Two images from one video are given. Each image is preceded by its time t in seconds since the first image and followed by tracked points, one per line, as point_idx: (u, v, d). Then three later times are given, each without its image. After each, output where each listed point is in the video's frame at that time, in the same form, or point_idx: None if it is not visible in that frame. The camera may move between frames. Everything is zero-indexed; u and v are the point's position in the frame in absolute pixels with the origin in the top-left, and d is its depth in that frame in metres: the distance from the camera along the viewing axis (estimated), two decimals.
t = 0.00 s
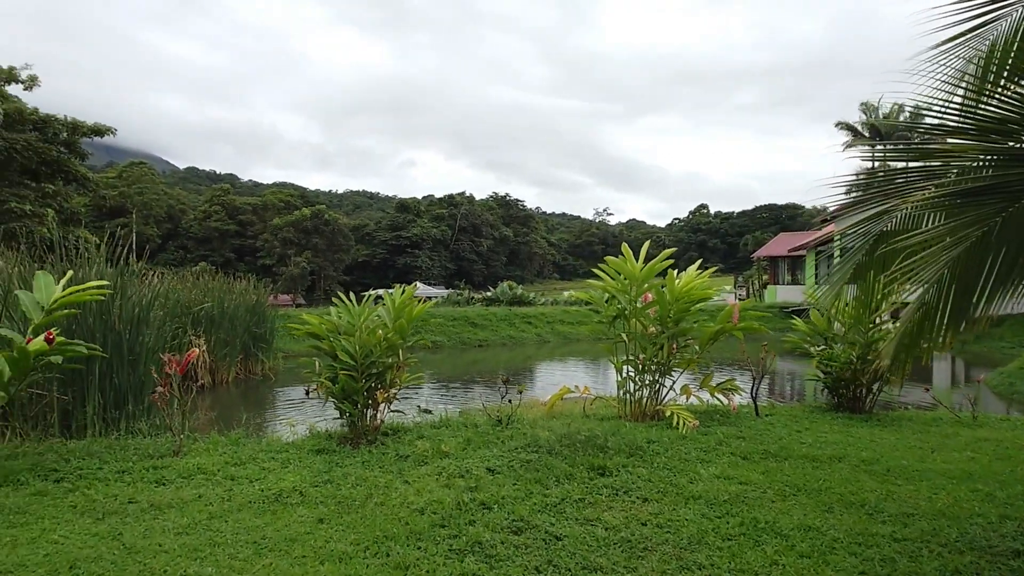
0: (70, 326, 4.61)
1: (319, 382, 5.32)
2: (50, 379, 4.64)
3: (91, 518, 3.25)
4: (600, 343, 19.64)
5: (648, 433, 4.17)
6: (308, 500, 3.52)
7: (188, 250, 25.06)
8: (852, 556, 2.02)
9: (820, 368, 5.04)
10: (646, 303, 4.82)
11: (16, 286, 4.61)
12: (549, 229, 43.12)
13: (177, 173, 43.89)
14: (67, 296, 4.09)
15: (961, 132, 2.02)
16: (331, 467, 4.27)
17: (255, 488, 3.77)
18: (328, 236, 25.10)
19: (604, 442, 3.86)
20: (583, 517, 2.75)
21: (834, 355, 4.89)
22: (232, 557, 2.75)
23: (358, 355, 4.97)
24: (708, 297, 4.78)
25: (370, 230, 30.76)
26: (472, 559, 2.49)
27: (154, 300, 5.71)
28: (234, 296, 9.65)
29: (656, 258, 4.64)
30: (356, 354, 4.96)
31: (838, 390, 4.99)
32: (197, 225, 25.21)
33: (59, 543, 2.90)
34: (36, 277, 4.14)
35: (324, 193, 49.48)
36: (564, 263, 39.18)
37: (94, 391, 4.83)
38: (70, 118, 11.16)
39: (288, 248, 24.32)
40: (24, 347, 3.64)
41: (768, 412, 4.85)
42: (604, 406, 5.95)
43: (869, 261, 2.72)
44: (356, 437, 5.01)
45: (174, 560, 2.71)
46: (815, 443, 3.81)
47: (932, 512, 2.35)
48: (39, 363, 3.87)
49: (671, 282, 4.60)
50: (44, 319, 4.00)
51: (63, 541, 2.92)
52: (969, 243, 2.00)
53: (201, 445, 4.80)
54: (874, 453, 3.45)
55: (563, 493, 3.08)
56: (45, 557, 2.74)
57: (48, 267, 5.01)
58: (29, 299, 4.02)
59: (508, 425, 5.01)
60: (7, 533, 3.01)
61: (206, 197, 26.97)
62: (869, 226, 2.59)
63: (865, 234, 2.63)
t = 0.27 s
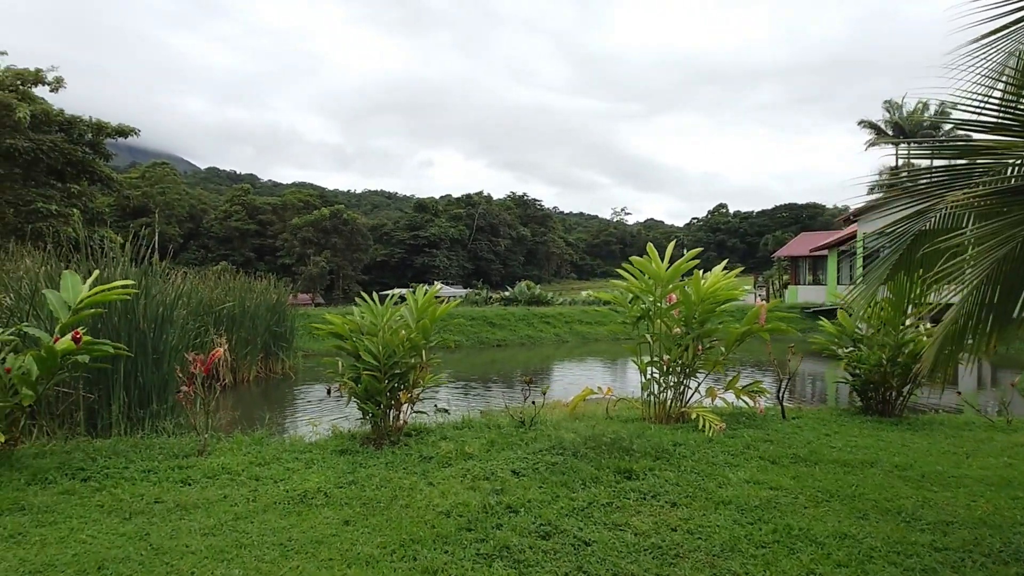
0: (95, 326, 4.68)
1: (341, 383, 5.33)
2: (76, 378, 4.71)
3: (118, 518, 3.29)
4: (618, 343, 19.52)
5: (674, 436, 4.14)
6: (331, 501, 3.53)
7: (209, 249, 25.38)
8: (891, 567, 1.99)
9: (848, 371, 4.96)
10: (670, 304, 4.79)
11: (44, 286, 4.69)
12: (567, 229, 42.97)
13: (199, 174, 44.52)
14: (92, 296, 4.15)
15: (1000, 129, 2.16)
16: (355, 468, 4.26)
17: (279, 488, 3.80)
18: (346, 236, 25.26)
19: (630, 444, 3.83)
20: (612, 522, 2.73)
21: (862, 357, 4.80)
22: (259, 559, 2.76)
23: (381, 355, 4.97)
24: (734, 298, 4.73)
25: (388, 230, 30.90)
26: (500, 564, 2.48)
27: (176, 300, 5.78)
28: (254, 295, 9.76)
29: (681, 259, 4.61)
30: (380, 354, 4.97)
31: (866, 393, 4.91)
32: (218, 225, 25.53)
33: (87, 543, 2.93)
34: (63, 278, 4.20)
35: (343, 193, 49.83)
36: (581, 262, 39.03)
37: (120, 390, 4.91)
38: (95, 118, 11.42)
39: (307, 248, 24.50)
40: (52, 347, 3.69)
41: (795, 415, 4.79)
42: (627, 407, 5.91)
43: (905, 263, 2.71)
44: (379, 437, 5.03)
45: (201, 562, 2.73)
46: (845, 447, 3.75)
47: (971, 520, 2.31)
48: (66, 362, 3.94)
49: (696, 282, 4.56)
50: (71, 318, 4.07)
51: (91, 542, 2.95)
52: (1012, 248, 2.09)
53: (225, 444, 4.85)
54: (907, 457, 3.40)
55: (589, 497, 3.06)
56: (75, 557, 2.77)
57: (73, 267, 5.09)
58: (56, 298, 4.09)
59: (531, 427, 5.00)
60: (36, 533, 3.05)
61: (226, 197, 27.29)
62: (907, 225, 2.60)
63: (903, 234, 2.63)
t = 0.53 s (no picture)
0: (105, 328, 4.70)
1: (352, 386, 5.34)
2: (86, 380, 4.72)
3: (129, 522, 3.28)
4: (625, 346, 19.47)
5: (686, 441, 4.12)
6: (343, 506, 3.52)
7: (216, 252, 25.51)
8: None
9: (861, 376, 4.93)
10: (681, 308, 4.78)
11: (53, 289, 4.71)
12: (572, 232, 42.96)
13: (207, 177, 44.81)
14: (102, 298, 4.17)
15: None
16: (366, 472, 4.24)
17: (291, 492, 3.81)
18: (353, 239, 25.34)
19: (643, 449, 3.82)
20: (625, 529, 2.72)
21: (876, 361, 4.77)
22: (271, 565, 2.75)
23: (392, 359, 4.97)
24: (745, 302, 4.71)
25: (394, 233, 30.96)
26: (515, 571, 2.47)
27: (185, 302, 5.79)
28: (262, 298, 9.81)
29: (693, 262, 4.59)
30: (390, 358, 4.96)
31: (880, 398, 4.87)
32: (225, 228, 25.65)
33: (99, 548, 2.93)
34: (74, 280, 4.21)
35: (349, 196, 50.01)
36: (588, 265, 38.99)
37: (128, 393, 4.92)
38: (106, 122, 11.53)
39: (314, 250, 24.57)
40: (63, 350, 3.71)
41: (808, 420, 4.76)
42: (637, 411, 5.88)
43: (926, 267, 2.68)
44: (390, 441, 5.03)
45: (212, 569, 2.72)
46: (860, 453, 3.72)
47: (993, 529, 2.28)
48: (77, 364, 3.96)
49: (708, 286, 4.53)
50: (81, 321, 4.09)
51: (103, 546, 2.96)
52: None
53: (235, 448, 4.85)
54: (925, 464, 3.36)
55: (602, 503, 3.05)
56: (88, 562, 2.77)
57: (83, 269, 5.11)
58: (67, 301, 4.11)
59: (541, 431, 4.98)
60: (47, 537, 3.06)
61: (233, 200, 27.42)
62: (927, 228, 2.60)
63: (924, 237, 2.62)
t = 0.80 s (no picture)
0: (101, 333, 4.67)
1: (349, 391, 5.32)
2: (80, 386, 4.68)
3: (126, 529, 3.26)
4: (619, 351, 19.47)
5: (686, 445, 4.13)
6: (342, 512, 3.50)
7: (209, 256, 25.40)
8: None
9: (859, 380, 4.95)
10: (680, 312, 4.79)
11: (47, 293, 4.68)
12: (566, 236, 43.01)
13: (199, 181, 44.64)
14: (99, 302, 4.15)
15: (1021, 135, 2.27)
16: (365, 478, 4.22)
17: (289, 497, 3.79)
18: (346, 243, 25.31)
19: (643, 454, 3.82)
20: (628, 534, 2.72)
21: (874, 366, 4.79)
22: (272, 572, 2.73)
23: (390, 363, 4.95)
24: (744, 306, 4.73)
25: (387, 237, 30.92)
26: None
27: (181, 307, 5.76)
28: (256, 302, 9.78)
29: (692, 266, 4.60)
30: (389, 362, 4.95)
31: (878, 402, 4.90)
32: (218, 232, 25.56)
33: (96, 555, 2.90)
34: (70, 284, 4.18)
35: (343, 200, 49.91)
36: (582, 269, 39.00)
37: (124, 398, 4.88)
38: (98, 126, 11.48)
39: (307, 255, 24.52)
40: (59, 355, 3.68)
41: (806, 424, 4.77)
42: (635, 416, 5.88)
43: (928, 272, 2.69)
44: (389, 446, 5.01)
45: None
46: (859, 457, 3.73)
47: (996, 534, 2.30)
48: (72, 369, 3.92)
49: (707, 290, 4.55)
50: (77, 325, 4.06)
51: (100, 554, 2.93)
52: None
53: (232, 454, 4.81)
54: (925, 468, 3.37)
55: (603, 508, 3.05)
56: (85, 570, 2.75)
57: (78, 274, 5.08)
58: (63, 305, 4.08)
59: (540, 436, 4.97)
60: (43, 545, 3.03)
61: (227, 203, 27.33)
62: (929, 232, 2.61)
63: (926, 241, 2.63)
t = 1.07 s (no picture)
0: (87, 335, 4.60)
1: (341, 393, 5.29)
2: (64, 389, 4.60)
3: (118, 534, 3.22)
4: (604, 351, 19.55)
5: (678, 445, 4.16)
6: (337, 514, 3.48)
7: (191, 257, 25.12)
8: None
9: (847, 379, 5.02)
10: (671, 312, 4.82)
11: (31, 295, 4.60)
12: (551, 237, 43.08)
13: (180, 182, 44.12)
14: (86, 304, 4.09)
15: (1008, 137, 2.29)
16: (358, 480, 4.20)
17: (282, 500, 3.76)
18: (330, 244, 25.19)
19: (636, 454, 3.84)
20: (624, 534, 2.74)
21: (862, 365, 4.86)
22: None
23: (383, 365, 4.94)
24: (734, 306, 4.77)
25: (372, 238, 30.78)
26: None
27: (167, 309, 5.70)
28: (241, 304, 9.70)
29: (683, 267, 4.64)
30: (382, 363, 4.94)
31: (865, 401, 4.97)
32: (200, 233, 25.29)
33: (88, 561, 2.87)
34: (56, 286, 4.12)
35: (326, 201, 49.60)
36: (566, 270, 39.10)
37: (109, 401, 4.80)
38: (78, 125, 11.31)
39: (291, 256, 24.35)
40: (47, 357, 3.62)
41: (796, 423, 4.83)
42: (626, 416, 5.92)
43: (919, 271, 2.73)
44: (382, 448, 4.99)
45: None
46: (849, 455, 3.79)
47: (988, 530, 2.35)
48: (59, 372, 3.86)
49: (698, 290, 4.58)
50: (63, 327, 4.00)
51: (93, 559, 2.89)
52: None
53: (222, 457, 4.77)
54: (915, 466, 3.43)
55: (599, 508, 3.07)
56: None
57: (62, 275, 5.00)
58: (49, 307, 4.02)
59: (531, 437, 4.98)
60: (33, 551, 2.98)
61: (209, 204, 27.05)
62: (920, 233, 2.65)
63: (917, 242, 2.67)
